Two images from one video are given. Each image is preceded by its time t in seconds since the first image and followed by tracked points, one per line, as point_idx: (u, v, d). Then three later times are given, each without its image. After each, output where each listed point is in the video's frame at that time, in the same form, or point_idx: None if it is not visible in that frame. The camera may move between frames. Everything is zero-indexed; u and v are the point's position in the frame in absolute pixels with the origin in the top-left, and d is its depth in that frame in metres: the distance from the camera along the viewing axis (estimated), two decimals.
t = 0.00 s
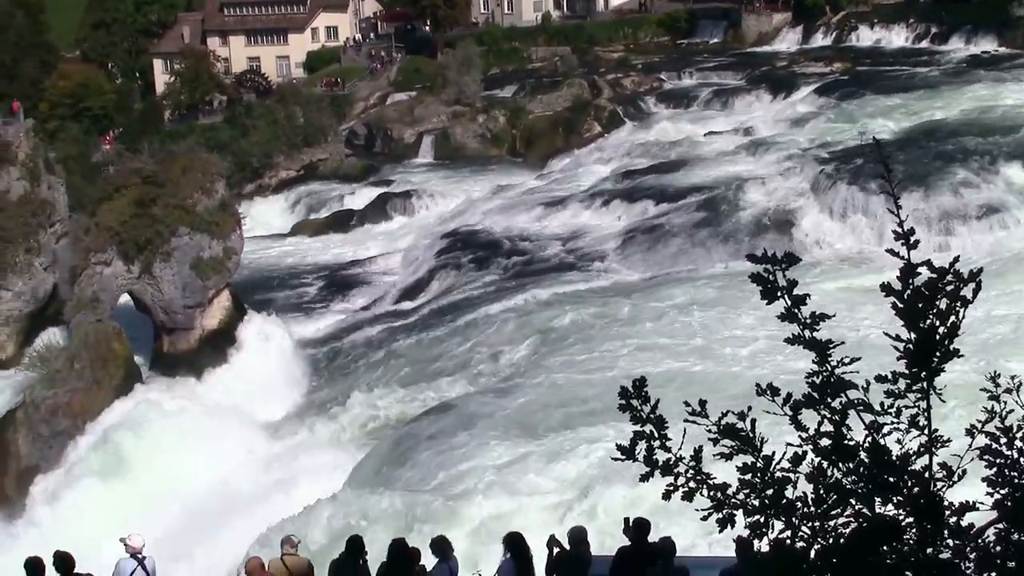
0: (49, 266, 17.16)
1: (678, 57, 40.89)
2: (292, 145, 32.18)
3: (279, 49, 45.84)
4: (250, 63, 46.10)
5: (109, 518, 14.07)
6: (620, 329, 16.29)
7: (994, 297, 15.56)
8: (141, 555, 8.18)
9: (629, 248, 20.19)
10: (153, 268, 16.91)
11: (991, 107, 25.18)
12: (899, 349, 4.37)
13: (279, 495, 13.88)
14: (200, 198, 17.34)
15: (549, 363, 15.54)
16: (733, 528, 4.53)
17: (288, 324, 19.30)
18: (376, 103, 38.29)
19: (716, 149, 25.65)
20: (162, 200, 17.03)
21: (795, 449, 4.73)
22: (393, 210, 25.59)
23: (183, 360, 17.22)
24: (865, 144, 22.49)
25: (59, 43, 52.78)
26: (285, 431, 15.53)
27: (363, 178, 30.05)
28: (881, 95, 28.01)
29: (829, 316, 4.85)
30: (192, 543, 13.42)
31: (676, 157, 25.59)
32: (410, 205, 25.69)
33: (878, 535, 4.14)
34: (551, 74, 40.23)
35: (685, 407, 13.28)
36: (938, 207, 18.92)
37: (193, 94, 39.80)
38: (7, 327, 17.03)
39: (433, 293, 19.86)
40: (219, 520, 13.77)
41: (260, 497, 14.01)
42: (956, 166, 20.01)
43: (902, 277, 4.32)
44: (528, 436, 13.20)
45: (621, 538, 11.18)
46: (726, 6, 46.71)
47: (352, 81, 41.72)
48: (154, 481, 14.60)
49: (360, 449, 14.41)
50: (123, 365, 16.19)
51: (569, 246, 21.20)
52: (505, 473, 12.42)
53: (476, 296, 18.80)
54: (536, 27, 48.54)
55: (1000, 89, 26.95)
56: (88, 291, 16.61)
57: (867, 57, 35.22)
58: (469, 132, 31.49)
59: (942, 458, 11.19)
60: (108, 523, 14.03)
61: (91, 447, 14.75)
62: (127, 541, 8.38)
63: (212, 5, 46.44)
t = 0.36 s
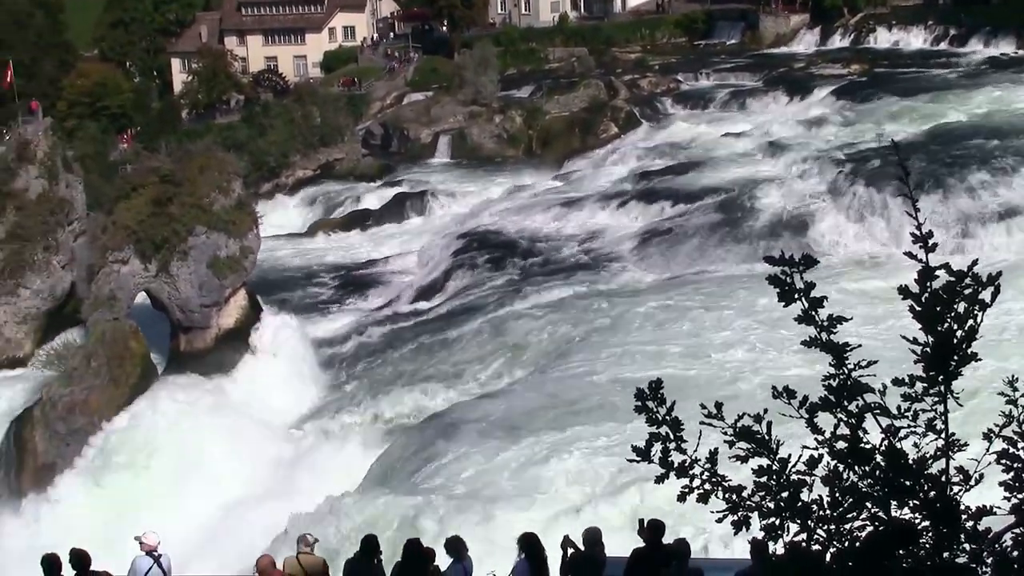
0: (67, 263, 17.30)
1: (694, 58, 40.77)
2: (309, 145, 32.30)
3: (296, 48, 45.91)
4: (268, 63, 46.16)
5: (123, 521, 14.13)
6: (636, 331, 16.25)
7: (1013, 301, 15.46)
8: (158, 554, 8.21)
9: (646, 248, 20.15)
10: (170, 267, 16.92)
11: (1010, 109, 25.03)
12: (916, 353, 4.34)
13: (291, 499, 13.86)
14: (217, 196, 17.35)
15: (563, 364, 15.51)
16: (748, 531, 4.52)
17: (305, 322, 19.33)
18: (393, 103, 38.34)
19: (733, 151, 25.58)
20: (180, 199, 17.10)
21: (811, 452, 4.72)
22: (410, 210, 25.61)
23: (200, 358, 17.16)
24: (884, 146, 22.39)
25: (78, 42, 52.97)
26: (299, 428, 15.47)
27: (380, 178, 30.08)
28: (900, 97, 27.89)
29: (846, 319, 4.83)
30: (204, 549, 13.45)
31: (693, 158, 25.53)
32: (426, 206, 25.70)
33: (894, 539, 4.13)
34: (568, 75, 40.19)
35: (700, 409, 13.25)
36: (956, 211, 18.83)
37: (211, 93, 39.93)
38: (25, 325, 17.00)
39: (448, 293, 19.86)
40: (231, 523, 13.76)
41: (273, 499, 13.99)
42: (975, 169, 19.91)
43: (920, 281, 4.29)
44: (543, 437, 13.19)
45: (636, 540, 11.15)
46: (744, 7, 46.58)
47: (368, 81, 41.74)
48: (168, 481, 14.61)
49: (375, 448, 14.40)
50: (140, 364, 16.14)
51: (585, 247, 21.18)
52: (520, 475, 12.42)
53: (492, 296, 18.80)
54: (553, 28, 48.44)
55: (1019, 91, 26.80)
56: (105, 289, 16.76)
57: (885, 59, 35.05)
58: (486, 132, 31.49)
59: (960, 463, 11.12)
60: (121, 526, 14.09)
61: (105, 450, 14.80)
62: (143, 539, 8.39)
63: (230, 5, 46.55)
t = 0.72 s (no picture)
0: (94, 269, 17.40)
1: (720, 70, 40.63)
2: (334, 153, 32.40)
3: (323, 57, 46.07)
4: (294, 71, 46.35)
5: (148, 520, 14.13)
6: (661, 343, 16.18)
7: None
8: (180, 560, 8.21)
9: (671, 260, 20.09)
10: (195, 274, 17.03)
11: None
12: (943, 368, 4.28)
13: (316, 501, 13.92)
14: (241, 203, 17.30)
15: (588, 375, 15.47)
16: (772, 545, 4.47)
17: (329, 330, 19.36)
18: (419, 112, 38.41)
19: (759, 163, 25.48)
20: (205, 205, 17.10)
21: (837, 466, 4.68)
22: (434, 219, 25.63)
23: (223, 364, 17.26)
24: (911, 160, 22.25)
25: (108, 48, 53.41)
26: (323, 436, 15.56)
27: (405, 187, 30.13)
28: (928, 110, 27.71)
29: (872, 333, 4.78)
30: (229, 545, 13.45)
31: (719, 170, 25.45)
32: (452, 215, 25.72)
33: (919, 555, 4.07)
34: (593, 85, 40.16)
35: (727, 422, 13.17)
36: (984, 225, 18.68)
37: (238, 101, 40.09)
38: (52, 329, 17.25)
39: (472, 303, 19.85)
40: (257, 524, 13.80)
41: (296, 500, 14.04)
42: (1003, 183, 19.75)
43: (948, 295, 4.23)
44: (567, 447, 13.17)
45: (659, 552, 11.08)
46: (771, 19, 46.44)
47: (394, 90, 41.77)
48: (193, 484, 14.65)
49: (397, 457, 14.40)
50: (163, 369, 16.03)
51: (609, 258, 21.13)
52: (543, 484, 12.40)
53: (517, 306, 18.77)
54: (579, 38, 48.37)
55: None
56: (130, 295, 16.74)
57: (912, 71, 34.85)
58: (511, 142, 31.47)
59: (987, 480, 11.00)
60: (147, 525, 14.09)
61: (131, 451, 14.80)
62: (167, 544, 8.39)
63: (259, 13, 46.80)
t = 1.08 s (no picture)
0: (128, 282, 17.46)
1: (753, 86, 40.50)
2: (367, 168, 32.55)
3: (356, 72, 46.21)
4: (328, 85, 46.65)
5: (175, 539, 14.28)
6: (692, 360, 16.11)
7: None
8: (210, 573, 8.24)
9: (702, 276, 20.03)
10: (228, 288, 17.07)
11: None
12: (978, 388, 4.23)
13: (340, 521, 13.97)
14: (274, 217, 17.38)
15: (618, 391, 15.45)
16: (803, 564, 4.44)
17: (361, 344, 19.42)
18: (452, 127, 38.49)
19: (792, 180, 25.37)
20: (238, 220, 17.24)
21: (870, 486, 4.63)
22: (466, 234, 25.69)
23: (255, 380, 17.21)
24: (946, 177, 22.09)
25: (143, 64, 53.88)
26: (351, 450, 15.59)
27: (438, 202, 30.21)
28: (963, 127, 27.50)
29: (906, 352, 4.73)
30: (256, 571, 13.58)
31: (751, 186, 25.36)
32: (483, 230, 25.80)
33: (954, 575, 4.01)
34: (626, 101, 40.12)
35: (759, 440, 13.12)
36: (1020, 242, 18.49)
37: (271, 115, 40.29)
38: (86, 342, 17.28)
39: (503, 318, 19.86)
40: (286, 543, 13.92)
41: (321, 520, 14.09)
42: None
43: (982, 314, 4.18)
44: (598, 463, 13.16)
45: (689, 569, 11.01)
46: (804, 36, 46.25)
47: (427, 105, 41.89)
48: (220, 501, 14.76)
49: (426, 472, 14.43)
50: (196, 382, 16.17)
51: (641, 274, 21.08)
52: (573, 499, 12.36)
53: (548, 322, 18.77)
54: (612, 54, 48.28)
55: None
56: (163, 308, 16.86)
57: (947, 88, 34.59)
58: (543, 158, 31.47)
59: None
60: (178, 543, 14.24)
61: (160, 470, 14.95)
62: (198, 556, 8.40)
63: (293, 28, 47.21)
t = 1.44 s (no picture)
0: (161, 293, 17.69)
1: (785, 99, 40.35)
2: (398, 180, 32.62)
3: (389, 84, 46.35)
4: (360, 98, 46.77)
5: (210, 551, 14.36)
6: (723, 373, 16.01)
7: None
8: None
9: (734, 288, 19.93)
10: (260, 299, 17.16)
11: None
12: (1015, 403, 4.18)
13: (371, 541, 14.03)
14: (306, 229, 17.44)
15: (650, 405, 15.39)
16: None
17: (391, 356, 19.44)
18: (483, 139, 38.52)
19: (824, 193, 25.23)
20: (270, 231, 17.29)
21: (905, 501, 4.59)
22: (498, 246, 25.69)
23: (285, 391, 17.24)
24: (981, 191, 21.90)
25: (177, 77, 54.30)
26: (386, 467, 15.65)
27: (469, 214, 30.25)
28: (998, 140, 27.27)
29: (940, 367, 4.69)
30: None
31: (783, 199, 25.25)
32: (514, 242, 25.80)
33: None
34: (657, 114, 40.05)
35: (791, 454, 13.04)
36: None
37: (303, 128, 40.46)
38: (118, 352, 17.38)
39: (534, 331, 19.85)
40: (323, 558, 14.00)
41: (358, 537, 14.18)
42: None
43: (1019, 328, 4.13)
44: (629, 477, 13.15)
45: None
46: (836, 48, 46.05)
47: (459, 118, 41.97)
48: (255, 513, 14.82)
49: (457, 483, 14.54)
50: (228, 394, 16.04)
51: (672, 286, 21.00)
52: (605, 517, 12.34)
53: (579, 333, 18.75)
54: (644, 66, 48.17)
55: None
56: (195, 319, 17.06)
57: (982, 101, 34.32)
58: (575, 170, 31.47)
59: None
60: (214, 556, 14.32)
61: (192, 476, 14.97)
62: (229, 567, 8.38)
63: (325, 41, 47.46)
